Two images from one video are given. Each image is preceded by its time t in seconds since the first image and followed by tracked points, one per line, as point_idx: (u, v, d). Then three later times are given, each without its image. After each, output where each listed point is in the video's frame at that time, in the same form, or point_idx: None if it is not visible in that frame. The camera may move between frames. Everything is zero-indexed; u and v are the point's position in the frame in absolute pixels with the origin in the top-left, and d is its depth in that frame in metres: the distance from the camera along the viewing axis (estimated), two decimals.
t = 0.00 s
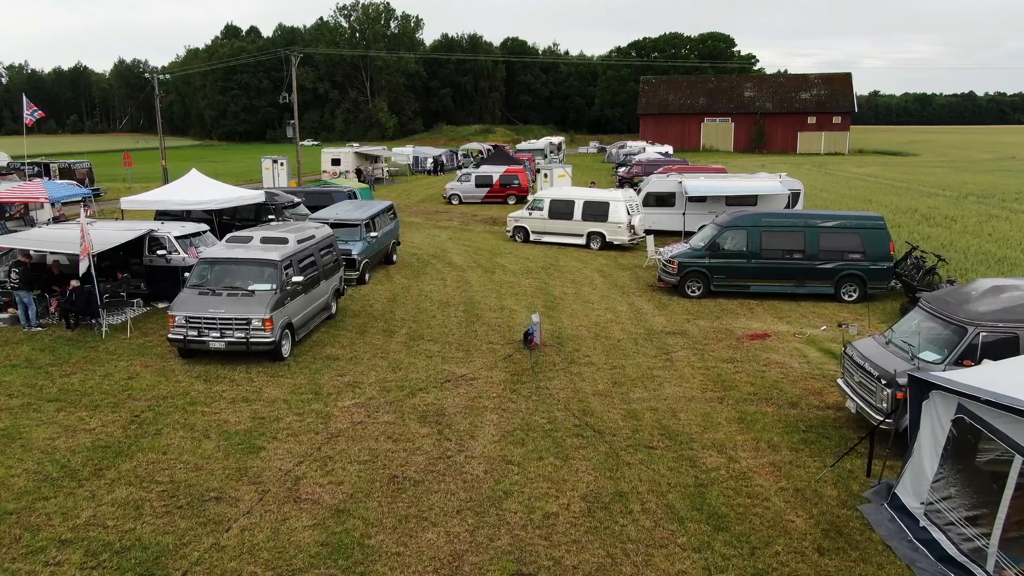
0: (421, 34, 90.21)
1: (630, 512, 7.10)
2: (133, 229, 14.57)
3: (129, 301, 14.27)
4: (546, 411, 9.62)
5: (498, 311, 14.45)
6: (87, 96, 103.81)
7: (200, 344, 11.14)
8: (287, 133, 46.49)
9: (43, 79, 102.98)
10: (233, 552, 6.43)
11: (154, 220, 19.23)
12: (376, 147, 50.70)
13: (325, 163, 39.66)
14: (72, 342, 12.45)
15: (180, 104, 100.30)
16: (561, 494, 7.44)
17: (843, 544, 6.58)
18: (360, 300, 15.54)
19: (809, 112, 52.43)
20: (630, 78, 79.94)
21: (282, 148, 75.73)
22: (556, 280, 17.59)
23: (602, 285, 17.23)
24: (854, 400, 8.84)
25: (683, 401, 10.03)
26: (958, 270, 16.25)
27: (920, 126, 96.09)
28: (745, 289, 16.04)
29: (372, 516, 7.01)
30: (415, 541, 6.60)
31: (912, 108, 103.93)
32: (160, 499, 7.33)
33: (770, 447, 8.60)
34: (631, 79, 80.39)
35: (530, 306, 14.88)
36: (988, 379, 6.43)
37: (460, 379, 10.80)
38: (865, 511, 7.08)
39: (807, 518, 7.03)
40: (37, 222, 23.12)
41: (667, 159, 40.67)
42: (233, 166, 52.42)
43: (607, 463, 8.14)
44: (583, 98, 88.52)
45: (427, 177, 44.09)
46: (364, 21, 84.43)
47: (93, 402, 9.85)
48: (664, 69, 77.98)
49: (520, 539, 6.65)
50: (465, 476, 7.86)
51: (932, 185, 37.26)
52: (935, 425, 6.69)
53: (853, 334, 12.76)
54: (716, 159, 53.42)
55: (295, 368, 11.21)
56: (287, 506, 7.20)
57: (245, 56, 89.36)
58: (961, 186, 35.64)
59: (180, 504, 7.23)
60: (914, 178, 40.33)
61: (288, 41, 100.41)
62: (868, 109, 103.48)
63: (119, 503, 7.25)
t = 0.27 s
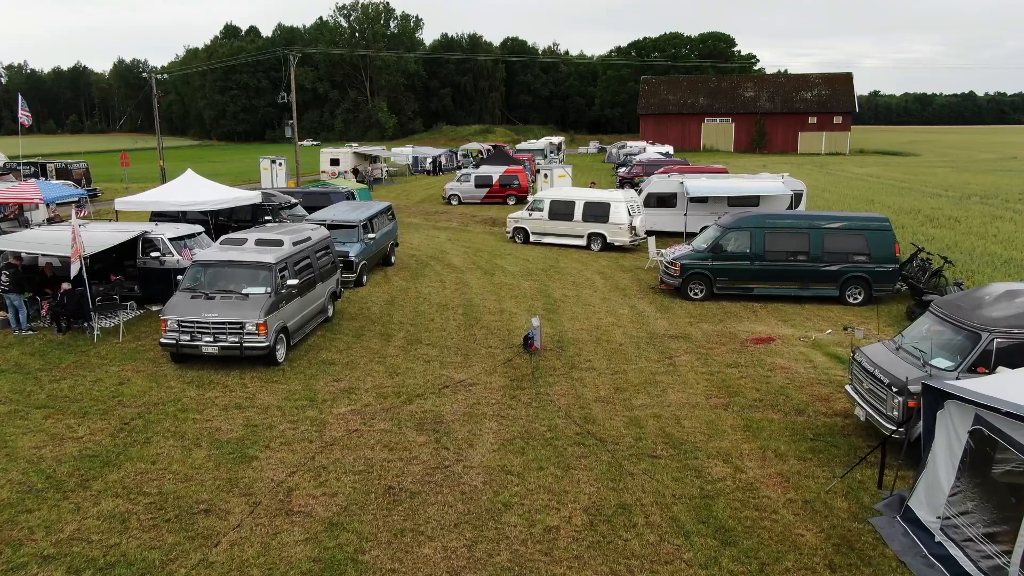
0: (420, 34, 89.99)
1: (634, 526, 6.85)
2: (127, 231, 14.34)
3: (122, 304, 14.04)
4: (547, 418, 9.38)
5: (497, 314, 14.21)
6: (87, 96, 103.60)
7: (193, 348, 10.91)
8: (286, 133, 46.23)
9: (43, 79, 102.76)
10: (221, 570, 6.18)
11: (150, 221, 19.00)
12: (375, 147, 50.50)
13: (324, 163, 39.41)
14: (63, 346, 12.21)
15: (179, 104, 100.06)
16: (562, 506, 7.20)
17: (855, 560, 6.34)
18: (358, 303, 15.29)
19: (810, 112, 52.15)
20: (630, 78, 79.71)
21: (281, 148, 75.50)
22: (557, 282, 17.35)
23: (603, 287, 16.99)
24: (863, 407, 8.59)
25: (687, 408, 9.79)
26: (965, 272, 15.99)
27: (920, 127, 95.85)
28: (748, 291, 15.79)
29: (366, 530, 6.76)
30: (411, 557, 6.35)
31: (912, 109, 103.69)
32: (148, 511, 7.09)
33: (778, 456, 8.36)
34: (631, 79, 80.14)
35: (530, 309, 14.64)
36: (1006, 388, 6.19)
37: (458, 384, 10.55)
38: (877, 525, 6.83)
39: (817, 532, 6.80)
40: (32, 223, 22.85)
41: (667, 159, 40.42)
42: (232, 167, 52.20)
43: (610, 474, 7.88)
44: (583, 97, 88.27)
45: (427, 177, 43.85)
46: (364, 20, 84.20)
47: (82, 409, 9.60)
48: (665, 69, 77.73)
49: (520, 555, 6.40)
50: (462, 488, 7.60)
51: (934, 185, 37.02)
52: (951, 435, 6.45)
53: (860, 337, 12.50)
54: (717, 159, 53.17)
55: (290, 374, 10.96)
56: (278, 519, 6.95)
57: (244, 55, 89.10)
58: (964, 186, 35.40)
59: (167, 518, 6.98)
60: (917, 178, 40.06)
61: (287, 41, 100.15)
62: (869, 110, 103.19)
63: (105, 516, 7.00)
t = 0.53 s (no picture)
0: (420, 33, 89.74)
1: (638, 541, 6.59)
2: (119, 232, 14.08)
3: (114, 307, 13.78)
4: (547, 425, 9.13)
5: (497, 317, 13.97)
6: (86, 96, 103.32)
7: (185, 354, 10.66)
8: (285, 133, 45.94)
9: (42, 79, 102.46)
10: None
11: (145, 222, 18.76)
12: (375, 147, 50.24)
13: (322, 163, 39.17)
14: (54, 350, 11.96)
15: (178, 104, 99.76)
16: (563, 519, 6.95)
17: None
18: (355, 306, 15.03)
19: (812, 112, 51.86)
20: (630, 78, 79.43)
21: (280, 148, 75.26)
22: (557, 285, 17.10)
23: (604, 290, 16.75)
24: (873, 415, 8.35)
25: (691, 415, 9.54)
26: (972, 274, 15.73)
27: (920, 127, 95.56)
28: (752, 294, 15.54)
29: (360, 545, 6.52)
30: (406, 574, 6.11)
31: (912, 109, 103.42)
32: (134, 525, 6.84)
33: (785, 466, 8.12)
34: (632, 79, 79.86)
35: (530, 312, 14.40)
36: None
37: (457, 391, 10.29)
38: (890, 540, 6.59)
39: (828, 548, 6.56)
40: (26, 224, 22.59)
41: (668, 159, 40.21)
42: (230, 167, 51.97)
43: (612, 484, 7.64)
44: (583, 97, 88.03)
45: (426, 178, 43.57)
46: (364, 20, 83.94)
47: (70, 417, 9.35)
48: (665, 69, 77.48)
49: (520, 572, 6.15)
50: (460, 499, 7.36)
51: (937, 185, 36.77)
52: (968, 447, 6.20)
53: (866, 342, 12.27)
54: (717, 159, 52.89)
55: (285, 380, 10.71)
56: (269, 533, 6.71)
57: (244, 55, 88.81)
58: (967, 187, 35.14)
59: (154, 532, 6.73)
60: (919, 179, 39.79)
61: (287, 41, 99.87)
62: (869, 110, 102.88)
63: (90, 530, 6.76)
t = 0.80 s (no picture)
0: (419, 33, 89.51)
1: (642, 557, 6.35)
2: (112, 234, 13.82)
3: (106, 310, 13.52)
4: (548, 433, 8.88)
5: (496, 320, 13.72)
6: (85, 96, 102.97)
7: (177, 359, 10.40)
8: (283, 133, 45.67)
9: (41, 79, 102.14)
10: None
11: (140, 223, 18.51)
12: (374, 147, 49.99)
13: (321, 163, 38.93)
14: (43, 355, 11.69)
15: (177, 104, 99.46)
16: (565, 534, 6.69)
17: None
18: (352, 309, 14.78)
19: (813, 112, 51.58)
20: (630, 78, 79.19)
21: (279, 149, 75.01)
22: (558, 287, 16.86)
23: (605, 292, 16.51)
24: (883, 424, 8.10)
25: (696, 422, 9.28)
26: (979, 277, 15.47)
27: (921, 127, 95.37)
28: (756, 297, 15.27)
29: (354, 561, 6.27)
30: None
31: (912, 108, 103.25)
32: (119, 540, 6.59)
33: (794, 477, 7.86)
34: (632, 79, 79.62)
35: (529, 315, 14.15)
36: None
37: (455, 397, 10.03)
38: (905, 556, 6.34)
39: (840, 564, 6.31)
40: (20, 225, 22.30)
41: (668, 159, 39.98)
42: (229, 167, 51.71)
43: (615, 496, 7.39)
44: (583, 97, 87.76)
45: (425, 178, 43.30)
46: (363, 20, 83.69)
47: (57, 425, 9.09)
48: (665, 69, 77.23)
49: None
50: (458, 512, 7.10)
51: (939, 185, 36.51)
52: (986, 459, 5.97)
53: (874, 347, 12.01)
54: (718, 159, 52.65)
55: (279, 386, 10.46)
56: (260, 549, 6.45)
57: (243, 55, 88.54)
58: (970, 187, 34.88)
59: (140, 548, 6.47)
60: (921, 179, 39.54)
61: (286, 41, 99.58)
62: (869, 110, 102.66)
63: (73, 545, 6.50)
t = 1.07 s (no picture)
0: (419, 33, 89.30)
1: None
2: (105, 236, 13.55)
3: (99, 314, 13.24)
4: (549, 442, 8.63)
5: (496, 325, 13.47)
6: (85, 96, 102.75)
7: (168, 365, 10.13)
8: (282, 133, 45.41)
9: (41, 80, 101.98)
10: None
11: (134, 225, 18.23)
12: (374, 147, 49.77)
13: (320, 164, 38.69)
14: (33, 361, 11.43)
15: (177, 104, 99.20)
16: (567, 551, 6.43)
17: None
18: (349, 312, 14.52)
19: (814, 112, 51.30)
20: (630, 78, 78.95)
21: (279, 149, 74.75)
22: (559, 289, 16.62)
23: (607, 295, 16.26)
24: (895, 433, 7.85)
25: (701, 431, 9.03)
26: (986, 280, 15.22)
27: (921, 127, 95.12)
28: (760, 300, 15.03)
29: None
30: None
31: (912, 109, 103.02)
32: (103, 557, 6.33)
33: (804, 489, 7.61)
34: (632, 79, 79.38)
35: (529, 319, 13.90)
36: None
37: (453, 405, 9.76)
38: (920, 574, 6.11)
39: None
40: (14, 226, 22.03)
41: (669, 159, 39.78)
42: (228, 168, 51.46)
43: (618, 509, 7.14)
44: (583, 97, 87.51)
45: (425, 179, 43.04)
46: (362, 20, 83.47)
47: (44, 434, 8.83)
48: (665, 69, 76.98)
49: None
50: (456, 527, 6.85)
51: (941, 186, 36.28)
52: (1008, 473, 5.70)
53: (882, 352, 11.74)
54: (719, 160, 52.42)
55: (273, 393, 10.20)
56: (249, 567, 6.20)
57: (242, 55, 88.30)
58: (973, 187, 34.63)
59: (124, 566, 6.22)
60: (923, 179, 39.28)
61: (286, 41, 99.36)
62: (869, 110, 102.37)
63: (55, 563, 6.25)
